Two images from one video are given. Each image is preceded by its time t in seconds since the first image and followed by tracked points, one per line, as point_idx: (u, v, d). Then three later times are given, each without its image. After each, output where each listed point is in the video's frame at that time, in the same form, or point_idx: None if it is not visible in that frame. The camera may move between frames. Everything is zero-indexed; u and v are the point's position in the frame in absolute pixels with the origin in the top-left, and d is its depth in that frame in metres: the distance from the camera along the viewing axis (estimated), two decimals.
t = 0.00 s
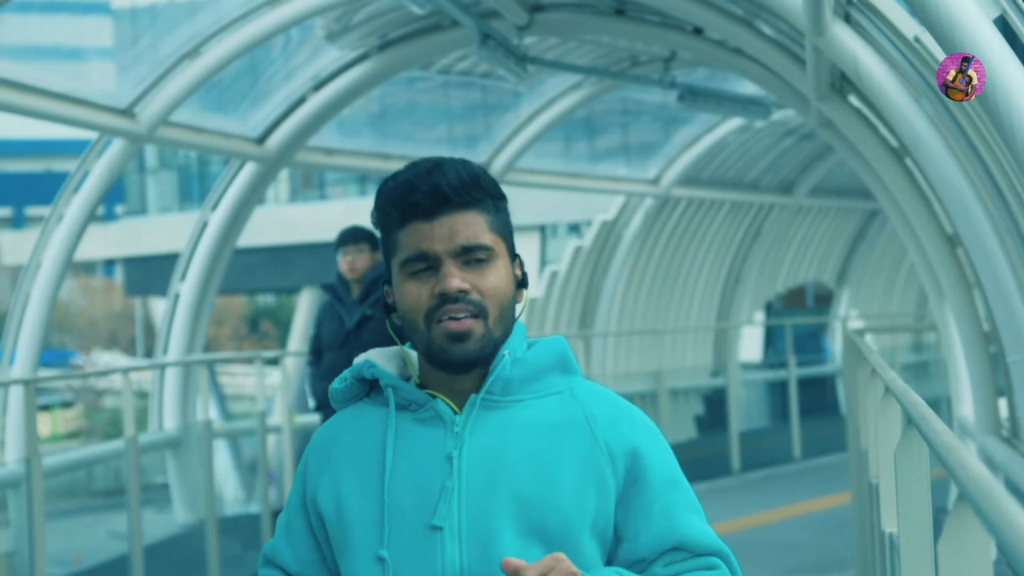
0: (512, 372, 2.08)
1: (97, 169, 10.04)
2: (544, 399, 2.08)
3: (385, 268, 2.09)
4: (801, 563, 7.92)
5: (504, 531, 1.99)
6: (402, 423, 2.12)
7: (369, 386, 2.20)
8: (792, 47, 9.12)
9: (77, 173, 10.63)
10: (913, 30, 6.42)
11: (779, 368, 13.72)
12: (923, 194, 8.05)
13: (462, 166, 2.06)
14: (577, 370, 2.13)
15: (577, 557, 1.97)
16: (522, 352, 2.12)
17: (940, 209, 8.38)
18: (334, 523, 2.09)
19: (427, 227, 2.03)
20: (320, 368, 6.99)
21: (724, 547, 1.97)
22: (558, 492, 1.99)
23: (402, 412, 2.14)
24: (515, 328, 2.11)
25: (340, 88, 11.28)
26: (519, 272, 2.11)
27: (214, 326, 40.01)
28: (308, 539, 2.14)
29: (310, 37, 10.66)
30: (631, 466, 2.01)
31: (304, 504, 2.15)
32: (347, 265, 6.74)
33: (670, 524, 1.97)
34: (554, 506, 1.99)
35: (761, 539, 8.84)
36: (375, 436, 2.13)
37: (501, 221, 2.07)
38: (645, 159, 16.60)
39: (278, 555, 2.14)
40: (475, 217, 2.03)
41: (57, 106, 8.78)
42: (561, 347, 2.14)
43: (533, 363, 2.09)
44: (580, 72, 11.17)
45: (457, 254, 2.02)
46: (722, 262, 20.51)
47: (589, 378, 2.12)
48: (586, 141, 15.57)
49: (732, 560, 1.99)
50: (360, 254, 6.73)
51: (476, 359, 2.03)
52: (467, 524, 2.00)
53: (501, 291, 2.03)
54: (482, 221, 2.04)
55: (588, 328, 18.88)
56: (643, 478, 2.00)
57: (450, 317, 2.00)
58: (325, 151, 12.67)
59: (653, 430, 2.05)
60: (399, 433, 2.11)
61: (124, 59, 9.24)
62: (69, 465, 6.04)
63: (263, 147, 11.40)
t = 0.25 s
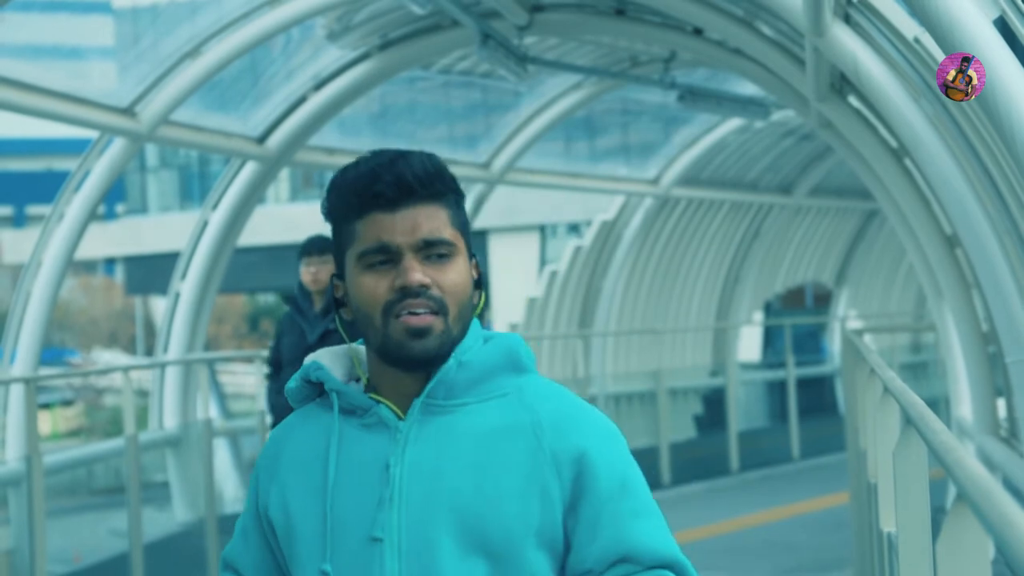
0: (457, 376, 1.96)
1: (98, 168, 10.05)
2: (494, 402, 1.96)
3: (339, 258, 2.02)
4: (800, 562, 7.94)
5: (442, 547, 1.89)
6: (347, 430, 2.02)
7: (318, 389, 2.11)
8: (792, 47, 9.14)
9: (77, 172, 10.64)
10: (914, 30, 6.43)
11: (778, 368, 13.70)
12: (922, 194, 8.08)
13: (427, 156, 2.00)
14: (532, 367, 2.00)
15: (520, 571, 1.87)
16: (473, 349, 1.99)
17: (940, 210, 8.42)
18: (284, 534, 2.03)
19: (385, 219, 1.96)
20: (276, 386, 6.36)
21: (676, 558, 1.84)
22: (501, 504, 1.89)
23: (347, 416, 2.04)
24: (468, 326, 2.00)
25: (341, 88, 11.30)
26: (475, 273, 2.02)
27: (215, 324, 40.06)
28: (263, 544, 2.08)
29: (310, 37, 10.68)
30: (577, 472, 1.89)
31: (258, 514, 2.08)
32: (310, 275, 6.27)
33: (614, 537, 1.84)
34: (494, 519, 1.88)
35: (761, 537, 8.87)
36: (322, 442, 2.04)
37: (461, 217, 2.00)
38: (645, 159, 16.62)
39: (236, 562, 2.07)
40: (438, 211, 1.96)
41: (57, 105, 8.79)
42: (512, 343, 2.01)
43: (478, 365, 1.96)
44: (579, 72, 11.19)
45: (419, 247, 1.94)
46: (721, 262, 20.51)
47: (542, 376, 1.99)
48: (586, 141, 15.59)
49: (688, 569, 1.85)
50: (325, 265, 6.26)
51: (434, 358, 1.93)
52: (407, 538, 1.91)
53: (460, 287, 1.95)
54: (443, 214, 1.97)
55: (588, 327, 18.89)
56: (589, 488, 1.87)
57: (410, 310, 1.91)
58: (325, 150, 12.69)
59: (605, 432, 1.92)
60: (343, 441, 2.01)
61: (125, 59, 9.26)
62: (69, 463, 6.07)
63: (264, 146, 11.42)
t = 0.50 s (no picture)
0: (437, 378, 1.88)
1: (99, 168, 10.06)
2: (476, 405, 1.88)
3: (324, 252, 1.95)
4: (799, 562, 7.94)
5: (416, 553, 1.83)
6: (324, 429, 1.95)
7: (300, 383, 2.04)
8: (791, 48, 9.14)
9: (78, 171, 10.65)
10: (914, 30, 6.45)
11: (777, 368, 13.68)
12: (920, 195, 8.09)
13: (415, 145, 1.93)
14: (518, 371, 1.92)
15: None
16: (458, 347, 1.91)
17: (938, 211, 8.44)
18: (258, 534, 1.97)
19: (371, 213, 1.89)
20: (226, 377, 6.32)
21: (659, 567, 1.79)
22: (477, 515, 1.82)
23: (324, 414, 1.97)
24: (454, 324, 1.92)
25: (341, 88, 11.32)
26: (463, 270, 1.96)
27: (214, 324, 40.08)
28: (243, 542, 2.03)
29: (310, 37, 10.69)
30: (556, 480, 1.83)
31: (239, 512, 2.03)
32: (264, 262, 6.44)
33: (594, 548, 1.78)
34: (472, 529, 1.82)
35: (761, 538, 8.87)
36: (297, 442, 1.98)
37: (451, 212, 1.93)
38: (645, 159, 16.63)
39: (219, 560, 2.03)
40: (425, 205, 1.90)
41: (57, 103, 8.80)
42: (496, 342, 1.92)
43: (459, 368, 1.88)
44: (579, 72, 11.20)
45: (405, 242, 1.88)
46: (721, 262, 20.52)
47: (530, 378, 1.91)
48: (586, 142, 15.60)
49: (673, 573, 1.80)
50: (279, 252, 6.46)
51: (416, 358, 1.87)
52: (381, 542, 1.85)
53: (444, 284, 1.89)
54: (430, 209, 1.90)
55: (587, 327, 18.89)
56: (569, 499, 1.82)
57: (393, 307, 1.86)
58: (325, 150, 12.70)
59: (590, 437, 1.86)
60: (318, 441, 1.94)
61: (125, 59, 9.27)
62: (68, 462, 6.08)
63: (263, 146, 11.44)
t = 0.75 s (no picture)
0: (457, 398, 1.85)
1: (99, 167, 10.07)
2: (496, 430, 1.86)
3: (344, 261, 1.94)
4: (797, 563, 7.95)
5: None
6: (338, 443, 1.92)
7: (315, 395, 1.99)
8: (791, 49, 9.14)
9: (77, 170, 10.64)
10: (912, 31, 6.44)
11: (775, 368, 13.72)
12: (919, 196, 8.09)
13: (436, 153, 1.90)
14: (543, 395, 1.90)
15: None
16: (482, 365, 1.88)
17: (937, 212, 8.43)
18: (264, 551, 1.93)
19: (387, 223, 1.88)
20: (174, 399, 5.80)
21: None
22: (494, 546, 1.80)
23: (340, 429, 1.94)
24: (476, 339, 1.89)
25: (341, 87, 11.32)
26: (489, 281, 1.94)
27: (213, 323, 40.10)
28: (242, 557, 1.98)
29: (310, 36, 10.70)
30: (577, 512, 1.82)
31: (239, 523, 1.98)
32: (207, 276, 5.90)
33: None
34: (486, 560, 1.80)
35: (758, 538, 8.88)
36: (311, 455, 1.94)
37: (475, 221, 1.91)
38: (644, 159, 16.64)
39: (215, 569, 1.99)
40: (443, 215, 1.88)
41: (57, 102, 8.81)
42: (523, 364, 1.89)
43: (481, 391, 1.85)
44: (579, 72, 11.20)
45: (420, 255, 1.86)
46: (720, 262, 20.51)
47: (553, 404, 1.89)
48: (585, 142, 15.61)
49: None
50: (222, 264, 5.91)
51: (428, 374, 1.85)
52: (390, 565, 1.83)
53: (461, 300, 1.87)
54: (451, 220, 1.88)
55: (586, 327, 18.89)
56: (590, 533, 1.80)
57: (404, 323, 1.84)
58: (325, 149, 12.71)
59: (614, 470, 1.84)
60: (330, 455, 1.92)
61: (125, 57, 9.28)
62: (64, 461, 6.12)
63: (263, 145, 11.44)
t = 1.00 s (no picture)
0: (513, 392, 1.84)
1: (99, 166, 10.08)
2: (553, 430, 1.85)
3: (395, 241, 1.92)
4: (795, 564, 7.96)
5: None
6: (383, 434, 1.88)
7: (352, 378, 1.96)
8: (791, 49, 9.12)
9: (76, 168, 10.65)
10: (913, 32, 6.43)
11: (774, 369, 13.72)
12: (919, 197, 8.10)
13: (484, 132, 1.90)
14: (596, 393, 1.91)
15: None
16: (533, 363, 1.89)
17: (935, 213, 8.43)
18: (293, 546, 1.87)
19: (432, 201, 1.86)
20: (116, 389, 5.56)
21: None
22: (554, 551, 1.78)
23: (383, 419, 1.90)
24: (526, 337, 1.90)
25: (341, 87, 11.33)
26: (543, 269, 1.95)
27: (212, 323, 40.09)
28: (268, 552, 1.91)
29: (310, 36, 10.70)
30: (640, 522, 1.80)
31: (264, 510, 1.92)
32: (156, 262, 5.64)
33: None
34: (546, 565, 1.77)
35: (755, 539, 8.89)
36: (352, 442, 1.89)
37: (528, 204, 1.90)
38: (644, 160, 16.64)
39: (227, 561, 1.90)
40: (493, 195, 1.86)
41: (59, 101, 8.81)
42: (580, 368, 1.90)
43: (542, 384, 1.86)
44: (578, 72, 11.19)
45: (465, 234, 1.84)
46: (719, 262, 20.51)
47: (607, 404, 1.90)
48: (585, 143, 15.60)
49: None
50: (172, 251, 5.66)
51: (469, 358, 1.82)
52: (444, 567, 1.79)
53: (512, 283, 1.85)
54: (502, 199, 1.87)
55: (585, 327, 18.90)
56: (651, 542, 1.79)
57: (444, 306, 1.81)
58: (324, 149, 12.71)
59: (670, 478, 1.83)
60: (376, 442, 1.87)
61: (125, 57, 9.28)
62: (65, 460, 6.13)
63: (262, 144, 11.45)
